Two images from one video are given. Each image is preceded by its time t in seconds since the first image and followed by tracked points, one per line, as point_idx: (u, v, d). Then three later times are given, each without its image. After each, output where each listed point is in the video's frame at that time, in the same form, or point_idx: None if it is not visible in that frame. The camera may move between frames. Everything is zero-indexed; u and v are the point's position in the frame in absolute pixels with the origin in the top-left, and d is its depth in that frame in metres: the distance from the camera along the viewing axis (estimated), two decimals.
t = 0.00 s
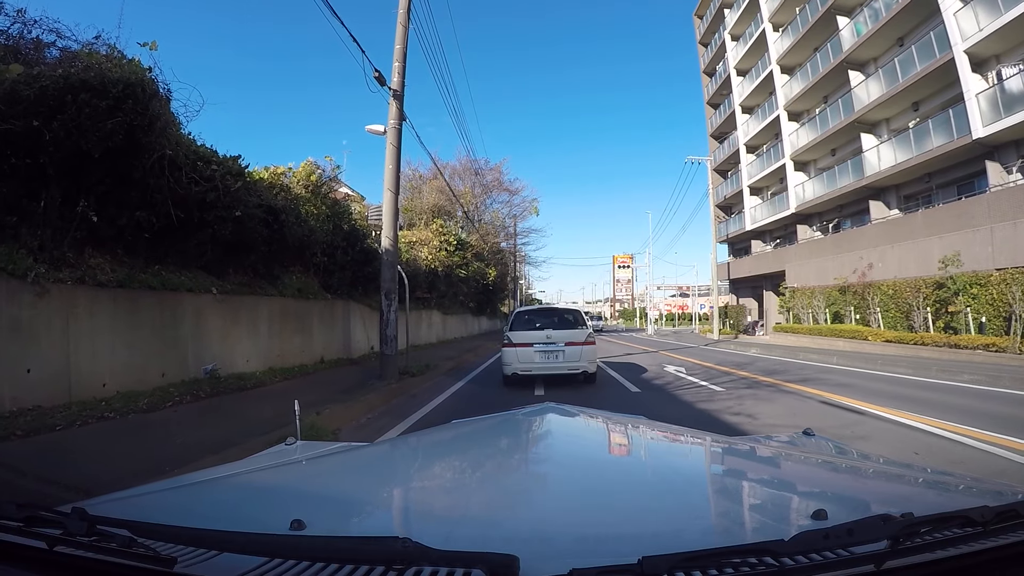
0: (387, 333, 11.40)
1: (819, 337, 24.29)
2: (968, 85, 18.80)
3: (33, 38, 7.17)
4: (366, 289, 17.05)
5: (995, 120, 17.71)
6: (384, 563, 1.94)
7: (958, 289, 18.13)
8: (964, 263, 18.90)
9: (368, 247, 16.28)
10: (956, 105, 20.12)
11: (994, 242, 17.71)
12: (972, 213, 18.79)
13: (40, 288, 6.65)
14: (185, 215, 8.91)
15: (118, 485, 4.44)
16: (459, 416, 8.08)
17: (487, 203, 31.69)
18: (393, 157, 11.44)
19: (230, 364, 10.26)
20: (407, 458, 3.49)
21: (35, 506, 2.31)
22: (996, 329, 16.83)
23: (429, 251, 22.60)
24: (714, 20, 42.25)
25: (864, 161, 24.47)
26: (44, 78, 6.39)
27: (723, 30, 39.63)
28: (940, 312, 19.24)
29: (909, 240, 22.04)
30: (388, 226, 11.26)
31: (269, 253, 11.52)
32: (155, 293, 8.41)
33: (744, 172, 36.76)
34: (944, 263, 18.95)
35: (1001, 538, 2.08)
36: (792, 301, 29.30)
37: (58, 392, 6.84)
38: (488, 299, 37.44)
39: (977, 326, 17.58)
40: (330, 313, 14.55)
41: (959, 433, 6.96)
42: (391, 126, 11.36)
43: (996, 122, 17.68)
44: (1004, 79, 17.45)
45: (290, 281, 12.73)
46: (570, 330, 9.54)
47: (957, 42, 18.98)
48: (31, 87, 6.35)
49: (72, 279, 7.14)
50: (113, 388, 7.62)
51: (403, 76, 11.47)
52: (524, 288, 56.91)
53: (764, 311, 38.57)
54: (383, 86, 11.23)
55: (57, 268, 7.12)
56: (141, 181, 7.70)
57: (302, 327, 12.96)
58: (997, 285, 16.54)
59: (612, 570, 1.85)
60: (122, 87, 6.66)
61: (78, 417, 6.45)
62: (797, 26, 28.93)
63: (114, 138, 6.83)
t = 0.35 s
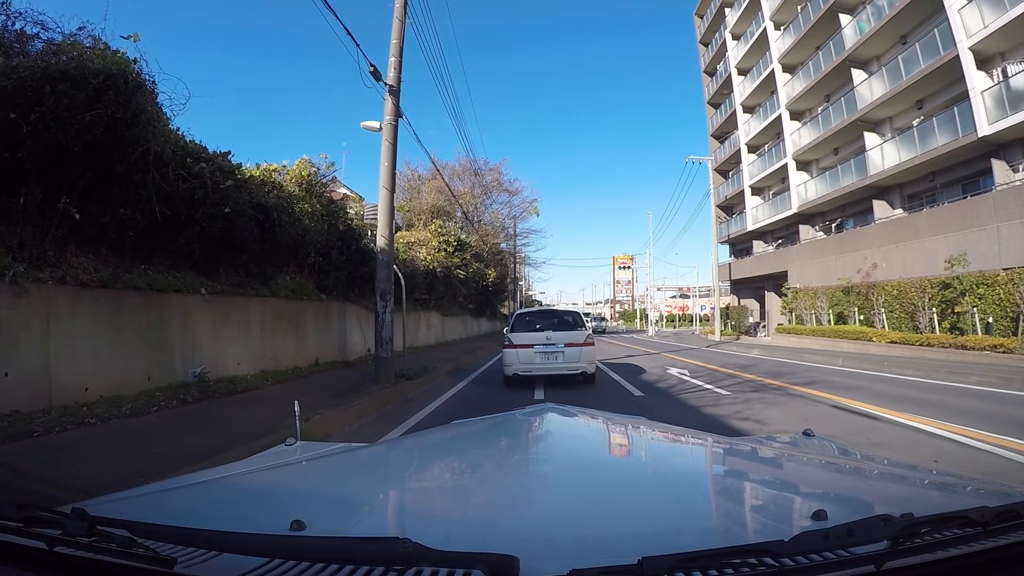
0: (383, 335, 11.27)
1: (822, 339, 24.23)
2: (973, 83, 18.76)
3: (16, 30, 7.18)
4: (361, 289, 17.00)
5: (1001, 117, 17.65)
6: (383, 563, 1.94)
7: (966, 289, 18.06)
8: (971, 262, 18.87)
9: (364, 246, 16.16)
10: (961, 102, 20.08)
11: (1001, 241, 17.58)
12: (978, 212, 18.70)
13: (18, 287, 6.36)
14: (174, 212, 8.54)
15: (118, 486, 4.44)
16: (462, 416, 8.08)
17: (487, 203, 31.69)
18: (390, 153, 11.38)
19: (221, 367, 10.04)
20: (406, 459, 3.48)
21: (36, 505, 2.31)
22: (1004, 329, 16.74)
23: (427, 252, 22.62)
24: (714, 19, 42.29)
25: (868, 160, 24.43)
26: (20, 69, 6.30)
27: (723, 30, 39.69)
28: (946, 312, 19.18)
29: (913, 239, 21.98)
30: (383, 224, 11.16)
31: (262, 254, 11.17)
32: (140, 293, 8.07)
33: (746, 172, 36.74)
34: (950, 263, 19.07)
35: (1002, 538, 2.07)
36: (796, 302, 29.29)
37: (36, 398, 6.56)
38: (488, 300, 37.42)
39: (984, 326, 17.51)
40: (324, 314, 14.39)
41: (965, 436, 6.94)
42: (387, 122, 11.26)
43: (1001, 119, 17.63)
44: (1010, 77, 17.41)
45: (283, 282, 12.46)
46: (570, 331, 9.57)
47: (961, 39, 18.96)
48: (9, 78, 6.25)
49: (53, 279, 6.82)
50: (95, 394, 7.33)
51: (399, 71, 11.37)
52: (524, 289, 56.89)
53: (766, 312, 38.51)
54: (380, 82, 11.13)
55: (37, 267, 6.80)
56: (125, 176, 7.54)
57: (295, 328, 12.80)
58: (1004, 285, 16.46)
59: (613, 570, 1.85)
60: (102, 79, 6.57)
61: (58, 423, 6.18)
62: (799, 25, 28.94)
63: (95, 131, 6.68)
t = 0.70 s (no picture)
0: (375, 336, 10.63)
1: (828, 340, 24.17)
2: (982, 79, 18.68)
3: None
4: (355, 288, 16.80)
5: (1010, 114, 17.60)
6: (383, 564, 1.94)
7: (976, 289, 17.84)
8: (981, 261, 18.66)
9: (359, 245, 15.95)
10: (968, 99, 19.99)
11: (1012, 240, 17.39)
12: (989, 210, 18.58)
13: None
14: (154, 207, 8.40)
15: (117, 487, 4.44)
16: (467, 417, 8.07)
17: (487, 203, 31.66)
18: (384, 148, 11.30)
19: (206, 370, 9.60)
20: (406, 459, 3.48)
21: (36, 506, 2.31)
22: (1015, 330, 16.56)
23: (426, 251, 22.60)
24: (716, 17, 42.30)
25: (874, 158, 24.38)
26: None
27: (725, 27, 39.70)
28: (955, 312, 19.05)
29: (921, 238, 21.96)
30: (376, 220, 10.52)
31: (248, 250, 11.10)
32: (118, 292, 7.74)
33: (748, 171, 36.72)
34: (961, 261, 18.78)
35: (1002, 538, 2.07)
36: (799, 302, 29.25)
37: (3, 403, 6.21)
38: (487, 301, 37.40)
39: (994, 327, 17.31)
40: (318, 315, 14.09)
41: (974, 439, 6.88)
42: (381, 115, 11.17)
43: (1011, 116, 17.56)
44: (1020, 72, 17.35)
45: (272, 280, 12.15)
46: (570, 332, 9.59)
47: (969, 35, 18.91)
48: None
49: (21, 277, 6.50)
50: (68, 398, 6.98)
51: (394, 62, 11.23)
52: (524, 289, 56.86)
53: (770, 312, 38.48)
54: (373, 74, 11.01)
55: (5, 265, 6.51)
56: (100, 168, 7.32)
57: (286, 328, 12.31)
58: (1015, 285, 16.32)
59: (613, 571, 1.85)
60: (74, 62, 6.32)
61: (26, 428, 5.80)
62: (802, 22, 28.92)
63: (65, 118, 6.48)
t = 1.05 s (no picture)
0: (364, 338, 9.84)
1: (834, 340, 24.13)
2: (995, 72, 18.50)
3: None
4: (347, 287, 16.26)
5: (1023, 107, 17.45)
6: (383, 564, 1.94)
7: (990, 288, 17.69)
8: (996, 259, 18.32)
9: (349, 242, 15.39)
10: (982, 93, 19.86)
11: None
12: (1000, 207, 18.37)
13: None
14: (122, 197, 7.61)
15: (115, 487, 4.45)
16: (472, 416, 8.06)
17: (487, 202, 31.63)
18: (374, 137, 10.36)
19: (183, 374, 8.94)
20: (405, 460, 3.46)
21: (36, 506, 2.31)
22: None
23: (423, 249, 22.56)
24: (718, 14, 42.38)
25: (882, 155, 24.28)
26: None
27: (727, 24, 39.76)
28: (968, 313, 18.96)
29: (931, 236, 21.74)
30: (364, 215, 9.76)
31: (229, 246, 10.27)
32: (85, 290, 7.13)
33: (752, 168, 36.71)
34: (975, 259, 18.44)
35: (1000, 538, 2.07)
36: (805, 302, 29.28)
37: None
38: (486, 301, 37.38)
39: (1010, 328, 17.19)
40: (307, 315, 13.43)
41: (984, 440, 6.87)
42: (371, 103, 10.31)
43: None
44: None
45: (257, 278, 11.42)
46: (570, 332, 9.59)
47: (982, 27, 18.78)
48: None
49: None
50: (28, 404, 6.38)
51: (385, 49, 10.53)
52: (524, 289, 56.88)
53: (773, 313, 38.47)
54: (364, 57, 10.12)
55: None
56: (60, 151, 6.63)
57: (273, 330, 11.71)
58: None
59: (613, 571, 1.84)
60: (29, 36, 5.88)
61: None
62: (807, 17, 28.93)
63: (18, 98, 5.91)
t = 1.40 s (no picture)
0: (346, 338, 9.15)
1: (845, 340, 24.18)
2: (1010, 61, 18.24)
3: None
4: (334, 284, 15.31)
5: None
6: (384, 563, 1.94)
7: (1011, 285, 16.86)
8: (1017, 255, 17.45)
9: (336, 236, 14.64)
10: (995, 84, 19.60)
11: None
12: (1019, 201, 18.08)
13: None
14: (74, 181, 6.98)
15: (114, 486, 4.46)
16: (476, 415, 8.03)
17: (486, 199, 31.55)
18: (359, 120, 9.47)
19: (148, 377, 8.36)
20: (406, 461, 3.45)
21: (35, 506, 2.31)
22: None
23: (418, 245, 22.38)
24: (722, 8, 42.35)
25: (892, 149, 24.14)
26: None
27: (731, 17, 39.75)
28: (984, 311, 18.47)
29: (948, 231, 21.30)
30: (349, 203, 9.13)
31: (201, 238, 9.57)
32: (35, 285, 6.62)
33: (757, 164, 36.72)
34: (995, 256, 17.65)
35: (1001, 538, 2.08)
36: (813, 300, 29.40)
37: None
38: (484, 300, 37.32)
39: None
40: (292, 314, 12.77)
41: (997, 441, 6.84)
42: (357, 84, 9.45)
43: None
44: None
45: (235, 274, 10.73)
46: (569, 332, 9.62)
47: (996, 16, 18.50)
48: None
49: None
50: None
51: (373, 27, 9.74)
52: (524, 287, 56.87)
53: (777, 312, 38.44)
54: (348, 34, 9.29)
55: None
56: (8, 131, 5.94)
57: (251, 330, 11.03)
58: None
59: (613, 570, 1.84)
60: None
61: None
62: (812, 10, 28.87)
63: None
